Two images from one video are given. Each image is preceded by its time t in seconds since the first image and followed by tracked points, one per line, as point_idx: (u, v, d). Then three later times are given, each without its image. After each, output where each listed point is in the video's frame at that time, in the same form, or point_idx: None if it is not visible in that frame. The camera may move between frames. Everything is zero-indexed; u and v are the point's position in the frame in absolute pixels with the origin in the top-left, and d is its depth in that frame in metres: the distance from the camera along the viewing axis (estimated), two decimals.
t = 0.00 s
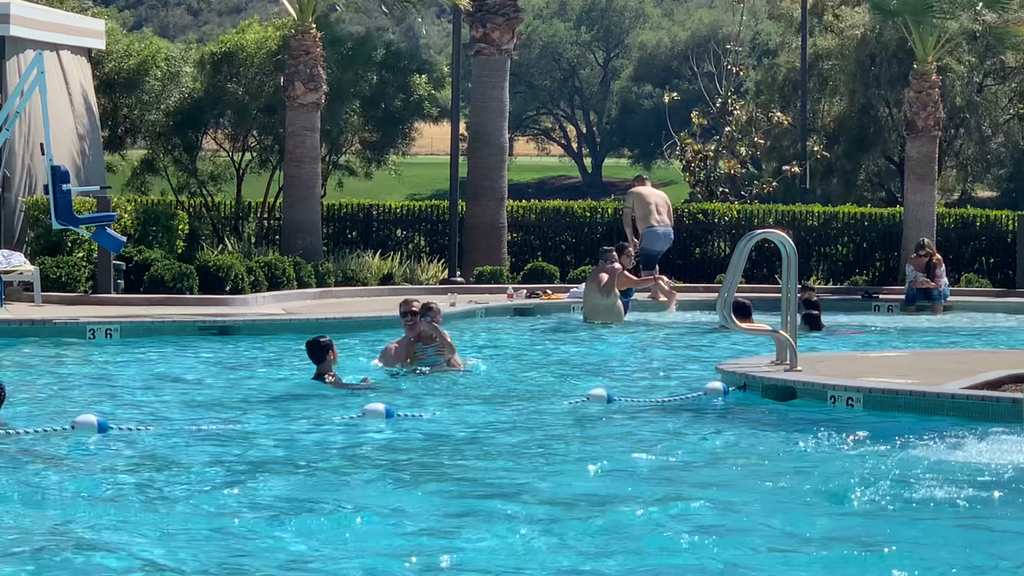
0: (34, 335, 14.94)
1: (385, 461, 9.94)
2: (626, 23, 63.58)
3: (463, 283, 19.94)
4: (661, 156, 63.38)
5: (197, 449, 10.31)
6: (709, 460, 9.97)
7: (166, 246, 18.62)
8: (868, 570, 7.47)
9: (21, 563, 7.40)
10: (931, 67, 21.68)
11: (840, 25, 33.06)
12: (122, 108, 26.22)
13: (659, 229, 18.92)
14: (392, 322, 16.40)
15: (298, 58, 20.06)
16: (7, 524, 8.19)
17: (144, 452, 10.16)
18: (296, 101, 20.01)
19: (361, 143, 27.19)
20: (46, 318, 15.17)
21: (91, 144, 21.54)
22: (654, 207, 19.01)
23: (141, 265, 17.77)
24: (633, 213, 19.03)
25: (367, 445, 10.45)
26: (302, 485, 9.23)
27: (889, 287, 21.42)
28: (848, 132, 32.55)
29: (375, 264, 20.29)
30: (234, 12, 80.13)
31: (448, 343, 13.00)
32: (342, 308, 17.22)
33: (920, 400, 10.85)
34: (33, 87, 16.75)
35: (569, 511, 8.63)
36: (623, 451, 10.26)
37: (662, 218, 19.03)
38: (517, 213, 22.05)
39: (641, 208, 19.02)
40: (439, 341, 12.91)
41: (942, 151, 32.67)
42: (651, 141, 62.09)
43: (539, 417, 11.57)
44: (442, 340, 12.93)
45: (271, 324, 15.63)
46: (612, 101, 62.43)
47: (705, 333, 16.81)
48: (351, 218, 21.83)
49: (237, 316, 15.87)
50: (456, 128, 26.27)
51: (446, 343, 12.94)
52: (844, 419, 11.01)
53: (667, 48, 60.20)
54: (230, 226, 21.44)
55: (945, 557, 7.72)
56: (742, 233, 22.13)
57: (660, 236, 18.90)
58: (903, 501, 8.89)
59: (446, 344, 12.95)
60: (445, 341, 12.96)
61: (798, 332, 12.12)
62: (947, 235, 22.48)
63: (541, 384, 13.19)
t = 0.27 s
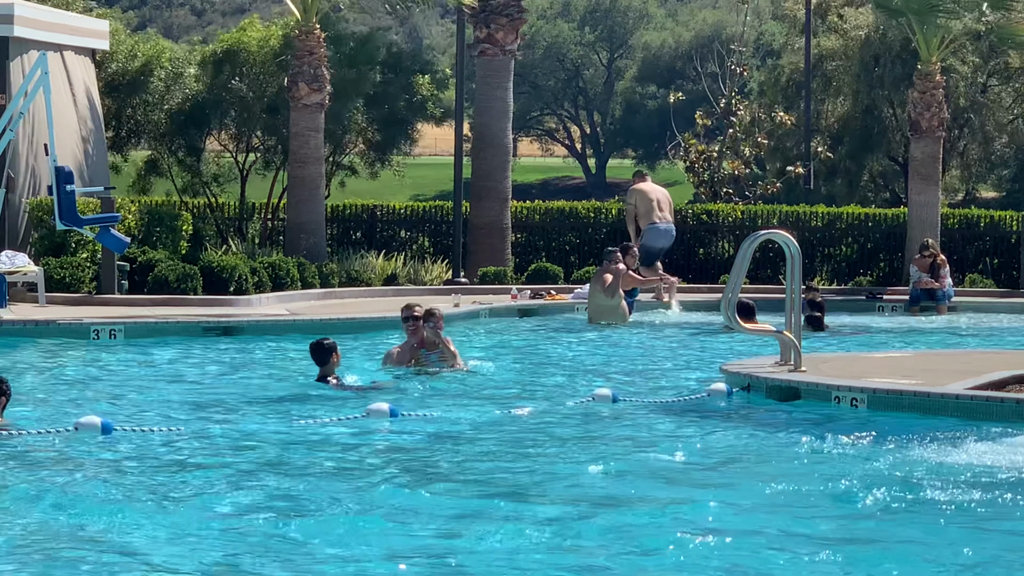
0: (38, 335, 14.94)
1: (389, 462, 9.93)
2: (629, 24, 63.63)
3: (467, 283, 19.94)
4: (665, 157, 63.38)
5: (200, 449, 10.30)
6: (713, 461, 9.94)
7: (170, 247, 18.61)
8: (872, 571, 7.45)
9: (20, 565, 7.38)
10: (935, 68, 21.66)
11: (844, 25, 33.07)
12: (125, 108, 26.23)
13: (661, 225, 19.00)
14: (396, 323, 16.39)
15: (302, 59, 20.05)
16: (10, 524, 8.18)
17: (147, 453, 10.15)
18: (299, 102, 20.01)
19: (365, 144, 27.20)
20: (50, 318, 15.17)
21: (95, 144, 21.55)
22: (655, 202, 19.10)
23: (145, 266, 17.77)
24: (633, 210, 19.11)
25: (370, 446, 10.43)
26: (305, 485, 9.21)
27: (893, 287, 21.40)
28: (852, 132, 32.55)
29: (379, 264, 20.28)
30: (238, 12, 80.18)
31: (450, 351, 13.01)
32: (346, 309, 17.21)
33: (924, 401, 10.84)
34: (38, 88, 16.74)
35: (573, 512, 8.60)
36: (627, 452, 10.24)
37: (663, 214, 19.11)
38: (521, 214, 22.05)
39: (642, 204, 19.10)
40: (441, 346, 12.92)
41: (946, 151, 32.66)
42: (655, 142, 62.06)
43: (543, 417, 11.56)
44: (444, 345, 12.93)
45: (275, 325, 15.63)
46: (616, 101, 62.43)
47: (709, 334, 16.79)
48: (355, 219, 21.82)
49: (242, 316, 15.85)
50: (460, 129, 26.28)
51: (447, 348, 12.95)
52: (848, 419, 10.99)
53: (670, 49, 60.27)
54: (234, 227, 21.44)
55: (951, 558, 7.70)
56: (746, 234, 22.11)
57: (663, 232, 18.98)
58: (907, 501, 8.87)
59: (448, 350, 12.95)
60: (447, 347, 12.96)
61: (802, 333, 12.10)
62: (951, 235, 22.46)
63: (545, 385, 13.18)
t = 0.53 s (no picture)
0: (41, 336, 14.94)
1: (392, 463, 9.92)
2: (633, 25, 63.67)
3: (471, 284, 19.94)
4: (668, 158, 63.36)
5: (203, 450, 10.30)
6: (717, 461, 9.93)
7: (174, 248, 18.61)
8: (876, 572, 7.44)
9: (24, 566, 7.38)
10: (939, 68, 21.64)
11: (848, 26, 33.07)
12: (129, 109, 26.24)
13: (662, 222, 19.13)
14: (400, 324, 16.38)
15: (306, 60, 20.05)
16: (13, 525, 8.18)
17: (150, 454, 10.14)
18: (303, 102, 20.02)
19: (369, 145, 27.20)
20: (53, 319, 15.17)
21: (98, 144, 21.55)
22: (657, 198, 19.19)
23: (149, 267, 17.77)
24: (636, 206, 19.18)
25: (374, 446, 10.43)
26: (309, 486, 9.20)
27: (897, 288, 21.39)
28: (855, 133, 32.55)
29: (382, 265, 20.27)
30: (241, 13, 80.11)
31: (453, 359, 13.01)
32: (350, 309, 17.21)
33: (928, 402, 10.83)
34: (41, 89, 16.73)
35: (577, 512, 8.60)
36: (631, 453, 10.23)
37: (665, 210, 19.23)
38: (525, 215, 22.05)
39: (644, 201, 19.17)
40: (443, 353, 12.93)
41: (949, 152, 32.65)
42: (659, 142, 62.04)
43: (546, 418, 11.55)
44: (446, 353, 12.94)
45: (279, 325, 15.63)
46: (619, 102, 62.38)
47: (713, 335, 16.78)
48: (359, 220, 21.83)
49: (245, 317, 15.85)
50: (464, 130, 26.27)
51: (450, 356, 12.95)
52: (852, 420, 10.98)
53: (674, 49, 60.54)
54: (238, 228, 21.44)
55: (955, 558, 7.69)
56: (750, 234, 22.10)
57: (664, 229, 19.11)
58: (911, 502, 8.86)
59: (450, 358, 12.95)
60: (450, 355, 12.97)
61: (806, 333, 12.08)
62: (955, 236, 22.44)
63: (548, 386, 13.17)
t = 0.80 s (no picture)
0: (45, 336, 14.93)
1: (396, 463, 9.91)
2: (636, 26, 63.68)
3: (474, 285, 19.94)
4: (672, 158, 63.31)
5: (207, 451, 10.29)
6: (721, 462, 9.92)
7: (177, 248, 18.61)
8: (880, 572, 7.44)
9: (28, 566, 7.37)
10: (943, 69, 21.60)
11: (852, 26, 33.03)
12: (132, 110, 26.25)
13: (662, 220, 19.17)
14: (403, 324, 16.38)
15: (309, 60, 20.05)
16: (17, 525, 8.17)
17: (154, 454, 10.13)
18: (306, 103, 20.01)
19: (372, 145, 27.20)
20: (57, 320, 15.16)
21: (101, 145, 21.54)
22: (659, 195, 19.20)
23: (152, 268, 17.79)
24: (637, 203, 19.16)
25: (378, 447, 10.42)
26: (313, 487, 9.20)
27: (901, 289, 21.38)
28: (859, 133, 32.51)
29: (386, 265, 20.26)
30: (244, 13, 80.08)
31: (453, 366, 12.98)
32: (354, 310, 17.21)
33: (931, 403, 10.83)
34: (45, 89, 16.71)
35: (581, 513, 8.59)
36: (635, 454, 10.21)
37: (665, 208, 19.27)
38: (529, 215, 22.05)
39: (647, 198, 19.14)
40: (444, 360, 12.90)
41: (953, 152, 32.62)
42: (662, 143, 61.98)
43: (550, 419, 11.53)
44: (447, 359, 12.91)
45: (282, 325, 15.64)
46: (623, 102, 62.31)
47: (717, 336, 16.76)
48: (362, 220, 21.82)
49: (249, 317, 15.84)
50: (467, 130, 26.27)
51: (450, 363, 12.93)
52: (856, 420, 10.97)
53: (678, 50, 60.59)
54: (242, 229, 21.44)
55: (959, 559, 7.69)
56: (754, 235, 22.08)
57: (664, 227, 19.17)
58: (915, 502, 8.86)
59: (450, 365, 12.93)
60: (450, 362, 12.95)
61: (809, 334, 12.07)
62: (958, 236, 22.40)
63: (552, 387, 13.15)
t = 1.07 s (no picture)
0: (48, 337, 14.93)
1: (400, 463, 9.90)
2: (640, 26, 63.67)
3: (478, 285, 19.94)
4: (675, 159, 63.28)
5: (210, 451, 10.28)
6: (724, 463, 9.91)
7: (180, 249, 18.63)
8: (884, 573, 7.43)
9: (31, 567, 7.37)
10: (946, 69, 21.58)
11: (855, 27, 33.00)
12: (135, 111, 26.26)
13: (662, 218, 19.17)
14: (407, 324, 16.38)
15: (313, 60, 20.04)
16: (20, 525, 8.16)
17: (158, 455, 10.12)
18: (310, 104, 20.01)
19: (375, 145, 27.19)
20: (61, 320, 15.16)
21: (105, 146, 21.55)
22: (660, 193, 19.15)
23: (155, 268, 17.79)
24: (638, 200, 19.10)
25: (381, 448, 10.40)
26: (316, 487, 9.19)
27: (904, 289, 21.36)
28: (862, 134, 32.48)
29: (389, 266, 20.26)
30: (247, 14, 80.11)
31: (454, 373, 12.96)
32: (357, 310, 17.22)
33: (935, 403, 10.82)
34: (49, 89, 16.70)
35: (584, 514, 8.58)
36: (638, 455, 10.20)
37: (665, 206, 19.25)
38: (532, 215, 22.05)
39: (649, 195, 19.03)
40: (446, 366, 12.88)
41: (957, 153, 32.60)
42: (666, 143, 61.97)
43: (553, 419, 11.52)
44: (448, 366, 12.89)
45: (286, 325, 15.64)
46: (626, 103, 62.28)
47: (720, 336, 16.74)
48: (366, 221, 21.83)
49: (252, 318, 15.84)
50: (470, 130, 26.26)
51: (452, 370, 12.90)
52: (859, 421, 10.96)
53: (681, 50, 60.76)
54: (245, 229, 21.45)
55: (964, 559, 7.68)
56: (757, 236, 22.06)
57: (664, 224, 19.15)
58: (919, 503, 8.86)
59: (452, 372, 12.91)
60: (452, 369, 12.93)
61: (812, 335, 12.06)
62: (962, 237, 22.39)
63: (555, 387, 13.14)
